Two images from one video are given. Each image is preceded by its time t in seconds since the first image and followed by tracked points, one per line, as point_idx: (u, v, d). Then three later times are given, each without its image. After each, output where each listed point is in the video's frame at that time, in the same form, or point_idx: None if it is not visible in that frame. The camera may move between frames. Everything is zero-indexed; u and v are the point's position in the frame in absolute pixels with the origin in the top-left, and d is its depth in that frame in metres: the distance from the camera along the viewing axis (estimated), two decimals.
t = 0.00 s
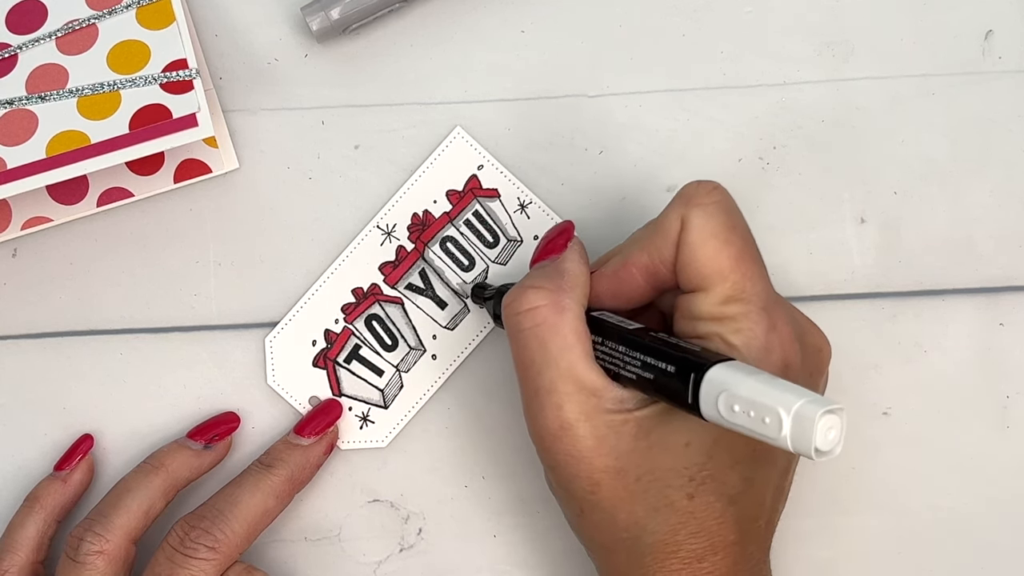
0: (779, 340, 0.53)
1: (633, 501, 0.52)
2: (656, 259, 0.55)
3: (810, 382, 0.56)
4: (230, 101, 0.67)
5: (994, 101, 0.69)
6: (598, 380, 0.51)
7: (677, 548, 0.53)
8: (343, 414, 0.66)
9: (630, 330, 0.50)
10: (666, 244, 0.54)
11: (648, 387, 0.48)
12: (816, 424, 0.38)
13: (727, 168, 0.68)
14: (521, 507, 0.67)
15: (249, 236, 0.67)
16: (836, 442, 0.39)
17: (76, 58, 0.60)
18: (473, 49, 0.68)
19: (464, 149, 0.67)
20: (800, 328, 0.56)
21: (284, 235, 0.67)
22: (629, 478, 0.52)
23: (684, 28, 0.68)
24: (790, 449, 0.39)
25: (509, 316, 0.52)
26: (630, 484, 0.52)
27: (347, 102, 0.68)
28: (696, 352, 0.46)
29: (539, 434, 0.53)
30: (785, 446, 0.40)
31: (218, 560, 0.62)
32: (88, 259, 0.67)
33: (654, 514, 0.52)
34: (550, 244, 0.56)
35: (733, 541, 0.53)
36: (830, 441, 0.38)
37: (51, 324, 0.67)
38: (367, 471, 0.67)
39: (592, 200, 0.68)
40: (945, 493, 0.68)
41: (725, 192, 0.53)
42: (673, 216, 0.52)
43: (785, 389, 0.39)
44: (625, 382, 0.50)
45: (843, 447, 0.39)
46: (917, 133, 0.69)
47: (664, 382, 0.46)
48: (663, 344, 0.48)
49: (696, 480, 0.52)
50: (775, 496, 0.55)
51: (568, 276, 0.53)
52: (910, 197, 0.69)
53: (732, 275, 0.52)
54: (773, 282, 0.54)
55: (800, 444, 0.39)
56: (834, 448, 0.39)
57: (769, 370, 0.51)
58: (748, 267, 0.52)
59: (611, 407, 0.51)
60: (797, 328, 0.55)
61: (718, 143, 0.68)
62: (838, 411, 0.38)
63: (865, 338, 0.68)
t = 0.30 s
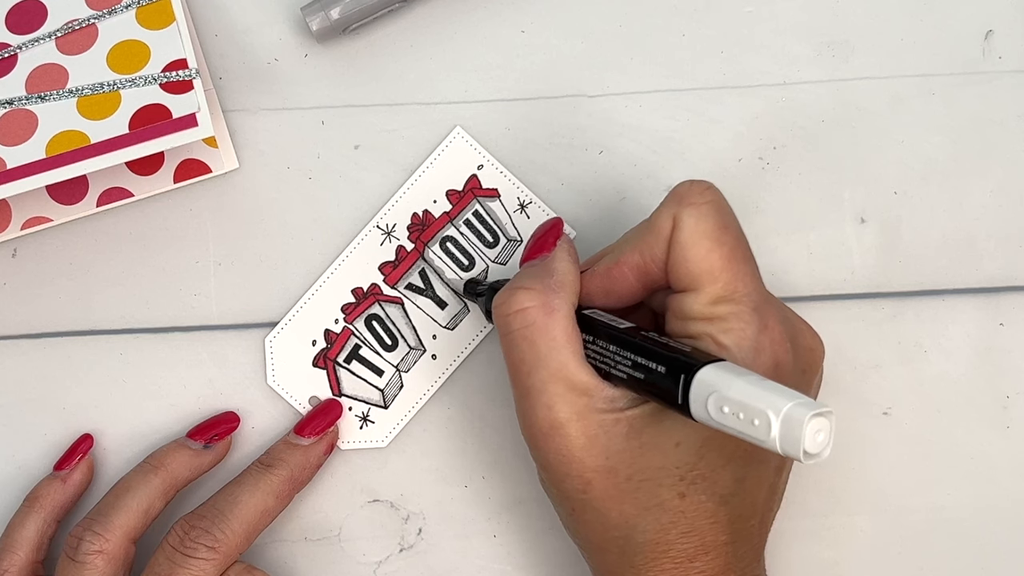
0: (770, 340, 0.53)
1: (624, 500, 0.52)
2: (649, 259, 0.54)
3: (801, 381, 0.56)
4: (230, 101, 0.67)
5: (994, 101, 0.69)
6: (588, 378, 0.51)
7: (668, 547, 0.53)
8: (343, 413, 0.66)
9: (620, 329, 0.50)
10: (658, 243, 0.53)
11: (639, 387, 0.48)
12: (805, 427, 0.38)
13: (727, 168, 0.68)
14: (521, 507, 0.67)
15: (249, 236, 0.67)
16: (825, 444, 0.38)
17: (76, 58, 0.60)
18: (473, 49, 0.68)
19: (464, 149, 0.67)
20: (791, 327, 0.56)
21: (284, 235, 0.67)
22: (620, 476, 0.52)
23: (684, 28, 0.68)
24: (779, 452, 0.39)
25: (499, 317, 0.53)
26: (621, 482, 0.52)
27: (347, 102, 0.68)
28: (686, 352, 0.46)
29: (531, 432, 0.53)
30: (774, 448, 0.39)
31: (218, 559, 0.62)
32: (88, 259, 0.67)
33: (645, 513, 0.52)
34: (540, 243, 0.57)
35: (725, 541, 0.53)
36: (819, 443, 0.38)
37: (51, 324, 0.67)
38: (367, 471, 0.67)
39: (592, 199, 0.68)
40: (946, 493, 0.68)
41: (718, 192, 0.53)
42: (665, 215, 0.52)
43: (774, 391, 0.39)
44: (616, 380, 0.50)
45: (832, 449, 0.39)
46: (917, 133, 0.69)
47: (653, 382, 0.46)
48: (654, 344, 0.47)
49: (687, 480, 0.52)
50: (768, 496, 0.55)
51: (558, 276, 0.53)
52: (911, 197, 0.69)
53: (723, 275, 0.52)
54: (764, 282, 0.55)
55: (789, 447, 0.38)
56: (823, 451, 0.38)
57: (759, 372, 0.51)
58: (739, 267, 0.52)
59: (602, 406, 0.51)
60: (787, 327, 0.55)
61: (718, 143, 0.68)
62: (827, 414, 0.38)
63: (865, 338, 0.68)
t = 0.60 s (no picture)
0: (762, 339, 0.52)
1: (616, 497, 0.52)
2: (643, 254, 0.55)
3: (794, 381, 0.55)
4: (230, 101, 0.67)
5: (994, 101, 0.69)
6: (581, 375, 0.51)
7: (660, 545, 0.53)
8: (343, 413, 0.66)
9: (613, 325, 0.50)
10: (652, 239, 0.54)
11: (632, 384, 0.48)
12: (796, 428, 0.38)
13: (727, 168, 0.68)
14: (520, 507, 0.67)
15: (249, 236, 0.68)
16: (814, 446, 0.39)
17: (76, 58, 0.60)
18: (473, 50, 0.68)
19: (464, 149, 0.67)
20: (785, 327, 0.55)
21: (284, 235, 0.67)
22: (613, 473, 0.52)
23: (684, 28, 0.68)
24: (768, 452, 0.40)
25: (492, 314, 0.52)
26: (613, 479, 0.52)
27: (347, 102, 0.68)
28: (677, 350, 0.46)
29: (524, 429, 0.53)
30: (764, 448, 0.40)
31: (217, 559, 0.62)
32: (88, 259, 0.67)
33: (637, 510, 0.52)
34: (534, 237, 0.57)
35: (717, 539, 0.53)
36: (808, 445, 0.39)
37: (51, 324, 0.67)
38: (367, 471, 0.67)
39: (592, 199, 0.68)
40: (946, 493, 0.68)
41: (713, 189, 0.53)
42: (660, 211, 0.53)
43: (764, 392, 0.40)
44: (609, 377, 0.50)
45: (820, 451, 0.39)
46: (917, 133, 0.69)
47: (646, 380, 0.47)
48: (646, 341, 0.48)
49: (679, 477, 0.52)
50: (760, 494, 0.55)
51: (550, 272, 0.52)
52: (911, 197, 0.69)
53: (717, 272, 0.52)
54: (758, 280, 0.54)
55: (779, 447, 0.39)
56: (812, 452, 0.39)
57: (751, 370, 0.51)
58: (733, 265, 0.52)
59: (595, 403, 0.51)
60: (782, 326, 0.55)
61: (718, 143, 0.68)
62: (817, 416, 0.39)
63: (865, 338, 0.68)
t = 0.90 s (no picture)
0: (756, 333, 0.52)
1: (609, 490, 0.52)
2: (638, 248, 0.54)
3: (787, 376, 0.55)
4: (230, 101, 0.67)
5: (994, 101, 0.69)
6: (575, 368, 0.50)
7: (653, 538, 0.53)
8: (343, 413, 0.66)
9: (606, 318, 0.50)
10: (648, 232, 0.53)
11: (624, 377, 0.48)
12: (787, 426, 0.38)
13: (727, 168, 0.68)
14: (520, 507, 0.67)
15: (249, 237, 0.68)
16: (806, 443, 0.39)
17: (76, 58, 0.60)
18: (473, 50, 0.68)
19: (464, 149, 0.67)
20: (780, 322, 0.55)
21: (284, 235, 0.67)
22: (606, 467, 0.52)
23: (684, 28, 0.68)
24: (760, 449, 0.40)
25: (486, 309, 0.52)
26: (606, 473, 0.52)
27: (347, 102, 0.68)
28: (671, 345, 0.46)
29: (518, 422, 0.53)
30: (756, 445, 0.40)
31: (217, 559, 0.62)
32: (87, 260, 0.67)
33: (630, 504, 0.52)
34: (524, 229, 0.56)
35: (711, 533, 0.53)
36: (800, 442, 0.39)
37: (51, 324, 0.67)
38: (367, 471, 0.67)
39: (592, 199, 0.68)
40: (946, 494, 0.68)
41: (710, 183, 0.53)
42: (657, 204, 0.52)
43: (756, 389, 0.40)
44: (601, 370, 0.50)
45: (812, 448, 0.39)
46: (917, 133, 0.69)
47: (638, 374, 0.46)
48: (640, 335, 0.47)
49: (671, 471, 0.52)
50: (754, 489, 0.55)
51: (541, 265, 0.53)
52: (910, 197, 0.69)
53: (712, 267, 0.52)
54: (753, 275, 0.54)
55: (771, 445, 0.39)
56: (803, 449, 0.39)
57: (744, 366, 0.51)
58: (728, 259, 0.52)
59: (589, 396, 0.51)
60: (776, 321, 0.55)
61: (718, 143, 0.68)
62: (809, 413, 0.39)
63: (865, 338, 0.68)
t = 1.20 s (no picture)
0: (748, 328, 0.52)
1: (606, 487, 0.52)
2: (632, 242, 0.54)
3: (781, 372, 0.56)
4: (230, 101, 0.67)
5: (994, 101, 0.69)
6: (569, 365, 0.50)
7: (650, 535, 0.52)
8: (343, 414, 0.66)
9: (599, 313, 0.50)
10: (641, 227, 0.53)
11: (617, 373, 0.48)
12: (779, 424, 0.38)
13: (727, 168, 0.68)
14: (520, 507, 0.67)
15: (249, 237, 0.68)
16: (798, 441, 0.39)
17: (76, 58, 0.60)
18: (473, 49, 0.68)
19: (463, 149, 0.67)
20: (773, 317, 0.55)
21: (284, 235, 0.67)
22: (602, 463, 0.52)
23: (684, 28, 0.68)
24: (753, 446, 0.40)
25: (477, 310, 0.52)
26: (603, 469, 0.52)
27: (347, 102, 0.68)
28: (664, 341, 0.46)
29: (516, 418, 0.53)
30: (749, 442, 0.40)
31: (218, 559, 0.62)
32: (88, 260, 0.67)
33: (627, 500, 0.52)
34: (511, 226, 0.55)
35: (708, 529, 0.53)
36: (793, 440, 0.39)
37: (51, 324, 0.67)
38: (367, 471, 0.67)
39: (592, 199, 0.68)
40: (946, 494, 0.68)
41: (703, 178, 0.53)
42: (650, 199, 0.52)
43: (750, 386, 0.40)
44: (595, 365, 0.50)
45: (805, 446, 0.39)
46: (918, 133, 0.69)
47: (631, 370, 0.47)
48: (632, 331, 0.47)
49: (668, 466, 0.52)
50: (752, 485, 0.55)
51: (531, 262, 0.52)
52: (910, 197, 0.69)
53: (704, 262, 0.52)
54: (746, 271, 0.54)
55: (763, 442, 0.39)
56: (796, 447, 0.39)
57: (736, 362, 0.51)
58: (721, 254, 0.52)
59: (584, 392, 0.51)
60: (769, 317, 0.55)
61: (718, 143, 0.68)
62: (802, 411, 0.39)
63: (865, 338, 0.68)
